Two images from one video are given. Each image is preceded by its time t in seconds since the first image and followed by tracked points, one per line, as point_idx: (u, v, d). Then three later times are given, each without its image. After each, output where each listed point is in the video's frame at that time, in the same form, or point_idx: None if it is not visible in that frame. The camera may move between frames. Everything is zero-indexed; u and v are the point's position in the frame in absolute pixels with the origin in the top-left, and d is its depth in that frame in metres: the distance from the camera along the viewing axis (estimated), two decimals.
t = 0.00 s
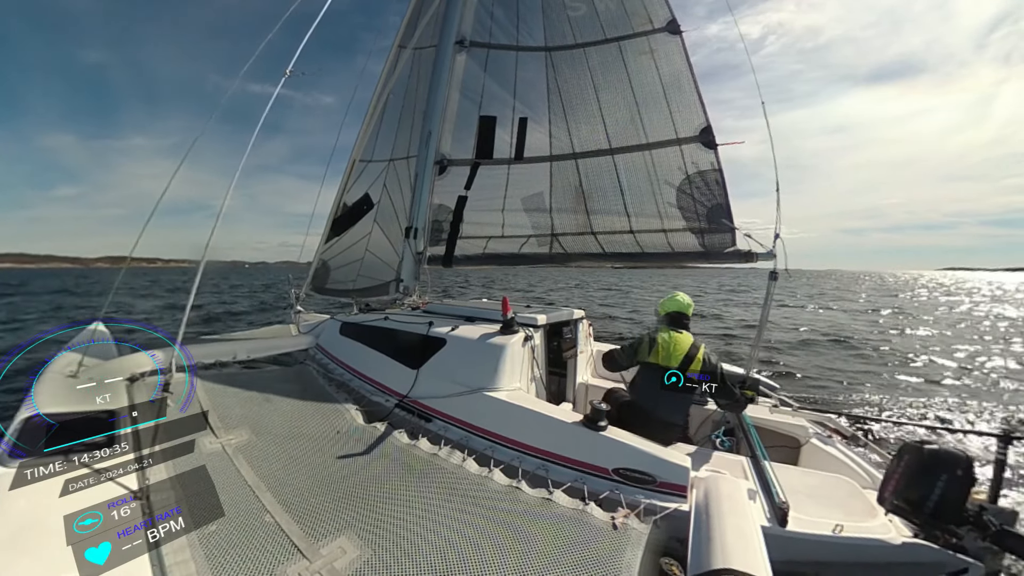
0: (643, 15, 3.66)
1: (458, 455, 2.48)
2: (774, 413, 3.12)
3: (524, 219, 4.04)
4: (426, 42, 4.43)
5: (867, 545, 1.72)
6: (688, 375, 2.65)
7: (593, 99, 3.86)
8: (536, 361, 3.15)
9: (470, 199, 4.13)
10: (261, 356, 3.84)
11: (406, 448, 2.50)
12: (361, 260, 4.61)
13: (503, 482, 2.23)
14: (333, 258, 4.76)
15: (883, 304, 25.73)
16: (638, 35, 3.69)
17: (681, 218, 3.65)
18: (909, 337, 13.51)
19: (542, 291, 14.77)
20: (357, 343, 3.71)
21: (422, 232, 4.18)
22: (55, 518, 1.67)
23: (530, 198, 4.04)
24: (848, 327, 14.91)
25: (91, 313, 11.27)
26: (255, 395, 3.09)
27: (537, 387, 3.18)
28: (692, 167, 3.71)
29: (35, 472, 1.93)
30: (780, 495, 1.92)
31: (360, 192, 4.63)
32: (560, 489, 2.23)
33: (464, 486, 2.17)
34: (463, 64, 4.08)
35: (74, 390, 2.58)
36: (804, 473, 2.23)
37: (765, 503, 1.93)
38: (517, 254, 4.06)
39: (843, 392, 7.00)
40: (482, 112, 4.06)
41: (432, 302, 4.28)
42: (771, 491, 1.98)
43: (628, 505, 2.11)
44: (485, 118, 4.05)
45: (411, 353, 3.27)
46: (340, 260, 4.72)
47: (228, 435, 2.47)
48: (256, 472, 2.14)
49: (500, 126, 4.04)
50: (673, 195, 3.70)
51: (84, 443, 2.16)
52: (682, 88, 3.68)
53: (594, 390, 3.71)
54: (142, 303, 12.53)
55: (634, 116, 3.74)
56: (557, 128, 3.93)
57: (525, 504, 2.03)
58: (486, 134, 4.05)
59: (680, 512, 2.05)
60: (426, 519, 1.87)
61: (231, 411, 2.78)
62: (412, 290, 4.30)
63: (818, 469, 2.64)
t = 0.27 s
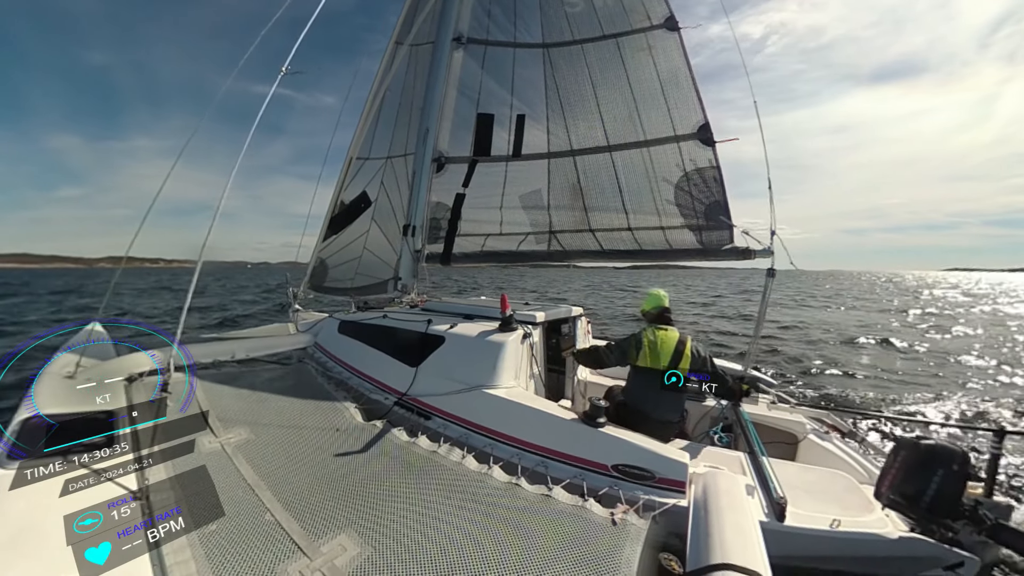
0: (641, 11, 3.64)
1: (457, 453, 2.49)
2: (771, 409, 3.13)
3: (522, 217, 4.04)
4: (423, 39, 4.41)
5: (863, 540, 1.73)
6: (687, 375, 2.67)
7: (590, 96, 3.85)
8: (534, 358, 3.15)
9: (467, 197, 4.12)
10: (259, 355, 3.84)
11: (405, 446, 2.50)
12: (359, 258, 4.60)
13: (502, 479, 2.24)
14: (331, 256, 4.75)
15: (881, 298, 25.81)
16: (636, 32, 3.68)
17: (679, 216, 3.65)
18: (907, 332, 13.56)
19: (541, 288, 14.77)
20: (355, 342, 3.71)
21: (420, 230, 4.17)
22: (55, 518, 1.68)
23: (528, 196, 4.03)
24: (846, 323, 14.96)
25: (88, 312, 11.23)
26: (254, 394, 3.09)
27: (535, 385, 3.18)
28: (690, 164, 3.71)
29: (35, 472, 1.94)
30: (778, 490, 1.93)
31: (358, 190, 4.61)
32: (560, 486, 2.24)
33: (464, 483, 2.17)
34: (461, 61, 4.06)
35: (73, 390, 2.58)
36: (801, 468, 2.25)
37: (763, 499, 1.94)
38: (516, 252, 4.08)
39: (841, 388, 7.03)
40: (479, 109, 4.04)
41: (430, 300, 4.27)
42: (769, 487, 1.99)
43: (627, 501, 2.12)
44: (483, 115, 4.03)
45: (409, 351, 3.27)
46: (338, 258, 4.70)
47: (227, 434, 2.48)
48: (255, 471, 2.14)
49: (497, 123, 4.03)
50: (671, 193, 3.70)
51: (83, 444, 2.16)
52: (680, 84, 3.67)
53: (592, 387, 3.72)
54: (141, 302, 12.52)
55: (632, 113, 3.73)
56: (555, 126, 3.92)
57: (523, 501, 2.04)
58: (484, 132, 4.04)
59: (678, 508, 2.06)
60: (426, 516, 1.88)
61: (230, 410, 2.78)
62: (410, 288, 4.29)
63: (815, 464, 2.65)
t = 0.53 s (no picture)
0: (640, 10, 3.64)
1: (456, 451, 2.49)
2: (769, 407, 3.14)
3: (520, 215, 4.03)
4: (420, 37, 4.40)
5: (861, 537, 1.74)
6: (688, 376, 2.76)
7: (589, 94, 3.84)
8: (533, 356, 3.16)
9: (465, 195, 4.11)
10: (258, 354, 3.83)
11: (404, 445, 2.50)
12: (357, 257, 4.59)
13: (501, 478, 2.24)
14: (329, 255, 4.74)
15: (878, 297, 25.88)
16: (634, 30, 3.68)
17: (677, 214, 3.65)
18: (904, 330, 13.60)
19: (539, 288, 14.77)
20: (354, 341, 3.71)
21: (418, 229, 4.17)
22: (55, 518, 1.68)
23: (526, 195, 4.02)
24: (844, 321, 15.00)
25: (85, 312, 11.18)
26: (253, 394, 3.08)
27: (534, 383, 3.18)
28: (688, 163, 3.72)
29: (35, 472, 1.94)
30: (776, 488, 1.94)
31: (356, 189, 4.60)
32: (559, 484, 2.24)
33: (463, 482, 2.17)
34: (458, 59, 4.06)
35: (71, 390, 2.58)
36: (799, 466, 2.25)
37: (761, 497, 1.94)
38: (514, 251, 4.08)
39: (838, 385, 7.06)
40: (477, 107, 4.03)
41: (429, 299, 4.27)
42: (767, 485, 1.99)
43: (626, 499, 2.12)
44: (481, 113, 4.02)
45: (408, 350, 3.27)
46: (336, 257, 4.70)
47: (226, 434, 2.47)
48: (254, 471, 2.14)
49: (495, 121, 4.02)
50: (669, 191, 3.70)
51: (82, 444, 2.16)
52: (678, 83, 3.66)
53: (591, 386, 3.72)
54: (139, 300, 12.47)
55: (630, 111, 3.73)
56: (553, 124, 3.91)
57: (523, 499, 2.04)
58: (482, 130, 4.04)
59: (677, 505, 2.06)
60: (425, 515, 1.88)
61: (229, 410, 2.78)
62: (408, 287, 4.28)
63: (813, 462, 2.66)
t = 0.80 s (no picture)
0: (639, 11, 3.65)
1: (456, 453, 2.49)
2: (769, 409, 3.13)
3: (519, 216, 4.03)
4: (421, 38, 4.41)
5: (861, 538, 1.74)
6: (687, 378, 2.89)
7: (588, 95, 3.85)
8: (533, 356, 3.16)
9: (465, 196, 4.11)
10: (258, 355, 3.83)
11: (404, 446, 2.50)
12: (357, 258, 4.59)
13: (501, 479, 2.24)
14: (329, 256, 4.74)
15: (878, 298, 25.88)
16: (634, 31, 3.70)
17: (677, 215, 3.66)
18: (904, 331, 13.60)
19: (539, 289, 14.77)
20: (353, 342, 3.71)
21: (418, 230, 4.17)
22: (56, 518, 1.68)
23: (526, 196, 4.02)
24: (844, 322, 15.00)
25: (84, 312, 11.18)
26: (252, 394, 3.08)
27: (534, 384, 3.18)
28: (688, 164, 3.72)
29: (35, 472, 1.94)
30: (775, 489, 1.94)
31: (356, 190, 4.60)
32: (558, 485, 2.24)
33: (463, 483, 2.17)
34: (458, 59, 4.06)
35: (71, 391, 2.57)
36: (798, 467, 2.25)
37: (761, 498, 1.94)
38: (513, 252, 4.07)
39: (838, 386, 7.05)
40: (477, 108, 4.04)
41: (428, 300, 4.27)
42: (767, 486, 1.99)
43: (626, 500, 2.12)
44: (481, 113, 4.03)
45: (408, 351, 3.27)
46: (336, 258, 4.69)
47: (225, 435, 2.47)
48: (254, 472, 2.14)
49: (495, 122, 4.03)
50: (669, 192, 3.70)
51: (82, 444, 2.16)
52: (678, 84, 3.68)
53: (591, 387, 3.71)
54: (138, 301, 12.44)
55: (630, 112, 3.73)
56: (553, 126, 3.92)
57: (522, 500, 2.04)
58: (482, 131, 4.04)
59: (677, 507, 2.06)
60: (424, 516, 1.88)
61: (228, 411, 2.78)
62: (408, 288, 4.29)
63: (813, 463, 2.66)
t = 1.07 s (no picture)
0: (639, 13, 3.67)
1: (457, 453, 2.49)
2: (771, 409, 3.14)
3: (520, 217, 4.03)
4: (421, 39, 4.41)
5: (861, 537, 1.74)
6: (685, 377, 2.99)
7: (588, 96, 3.86)
8: (533, 356, 3.16)
9: (465, 197, 4.11)
10: (258, 355, 3.83)
11: (404, 447, 2.50)
12: (358, 259, 4.59)
13: (502, 479, 2.24)
14: (330, 257, 4.74)
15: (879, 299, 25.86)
16: (634, 33, 3.70)
17: (677, 216, 3.66)
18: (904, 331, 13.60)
19: (539, 289, 14.78)
20: (354, 342, 3.71)
21: (418, 231, 4.17)
22: (55, 516, 1.69)
23: (526, 196, 4.02)
24: (845, 323, 15.00)
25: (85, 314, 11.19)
26: (252, 395, 3.07)
27: (535, 385, 3.18)
28: (688, 165, 3.73)
29: (35, 472, 1.95)
30: (777, 489, 1.93)
31: (356, 191, 4.61)
32: (559, 486, 2.23)
33: (464, 484, 2.17)
34: (458, 60, 4.05)
35: (71, 391, 2.57)
36: (799, 467, 2.25)
37: (762, 498, 1.94)
38: (515, 252, 4.07)
39: (838, 387, 7.05)
40: (477, 108, 4.04)
41: (429, 300, 4.27)
42: (768, 486, 1.99)
43: (626, 501, 2.12)
44: (481, 114, 4.03)
45: (408, 352, 3.27)
46: (337, 259, 4.70)
47: (226, 435, 2.47)
48: (255, 472, 2.14)
49: (495, 122, 4.03)
50: (669, 193, 3.70)
51: (82, 444, 2.16)
52: (678, 86, 3.68)
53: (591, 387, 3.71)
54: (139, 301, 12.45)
55: (630, 113, 3.74)
56: (554, 127, 3.92)
57: (523, 500, 2.04)
58: (482, 132, 4.05)
59: (678, 507, 2.06)
60: (425, 516, 1.88)
61: (229, 412, 2.78)
62: (408, 289, 4.28)
63: (815, 464, 2.65)
